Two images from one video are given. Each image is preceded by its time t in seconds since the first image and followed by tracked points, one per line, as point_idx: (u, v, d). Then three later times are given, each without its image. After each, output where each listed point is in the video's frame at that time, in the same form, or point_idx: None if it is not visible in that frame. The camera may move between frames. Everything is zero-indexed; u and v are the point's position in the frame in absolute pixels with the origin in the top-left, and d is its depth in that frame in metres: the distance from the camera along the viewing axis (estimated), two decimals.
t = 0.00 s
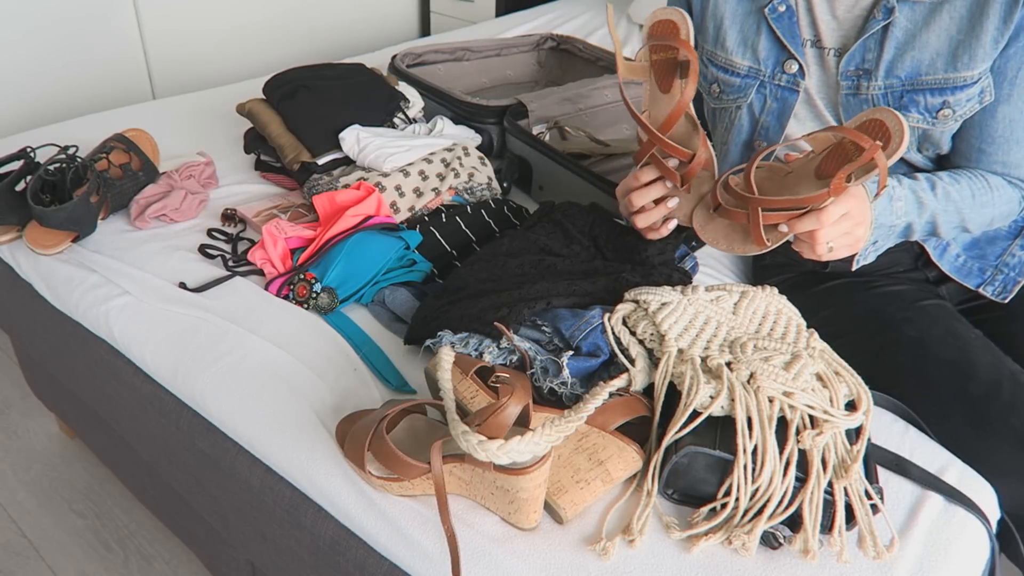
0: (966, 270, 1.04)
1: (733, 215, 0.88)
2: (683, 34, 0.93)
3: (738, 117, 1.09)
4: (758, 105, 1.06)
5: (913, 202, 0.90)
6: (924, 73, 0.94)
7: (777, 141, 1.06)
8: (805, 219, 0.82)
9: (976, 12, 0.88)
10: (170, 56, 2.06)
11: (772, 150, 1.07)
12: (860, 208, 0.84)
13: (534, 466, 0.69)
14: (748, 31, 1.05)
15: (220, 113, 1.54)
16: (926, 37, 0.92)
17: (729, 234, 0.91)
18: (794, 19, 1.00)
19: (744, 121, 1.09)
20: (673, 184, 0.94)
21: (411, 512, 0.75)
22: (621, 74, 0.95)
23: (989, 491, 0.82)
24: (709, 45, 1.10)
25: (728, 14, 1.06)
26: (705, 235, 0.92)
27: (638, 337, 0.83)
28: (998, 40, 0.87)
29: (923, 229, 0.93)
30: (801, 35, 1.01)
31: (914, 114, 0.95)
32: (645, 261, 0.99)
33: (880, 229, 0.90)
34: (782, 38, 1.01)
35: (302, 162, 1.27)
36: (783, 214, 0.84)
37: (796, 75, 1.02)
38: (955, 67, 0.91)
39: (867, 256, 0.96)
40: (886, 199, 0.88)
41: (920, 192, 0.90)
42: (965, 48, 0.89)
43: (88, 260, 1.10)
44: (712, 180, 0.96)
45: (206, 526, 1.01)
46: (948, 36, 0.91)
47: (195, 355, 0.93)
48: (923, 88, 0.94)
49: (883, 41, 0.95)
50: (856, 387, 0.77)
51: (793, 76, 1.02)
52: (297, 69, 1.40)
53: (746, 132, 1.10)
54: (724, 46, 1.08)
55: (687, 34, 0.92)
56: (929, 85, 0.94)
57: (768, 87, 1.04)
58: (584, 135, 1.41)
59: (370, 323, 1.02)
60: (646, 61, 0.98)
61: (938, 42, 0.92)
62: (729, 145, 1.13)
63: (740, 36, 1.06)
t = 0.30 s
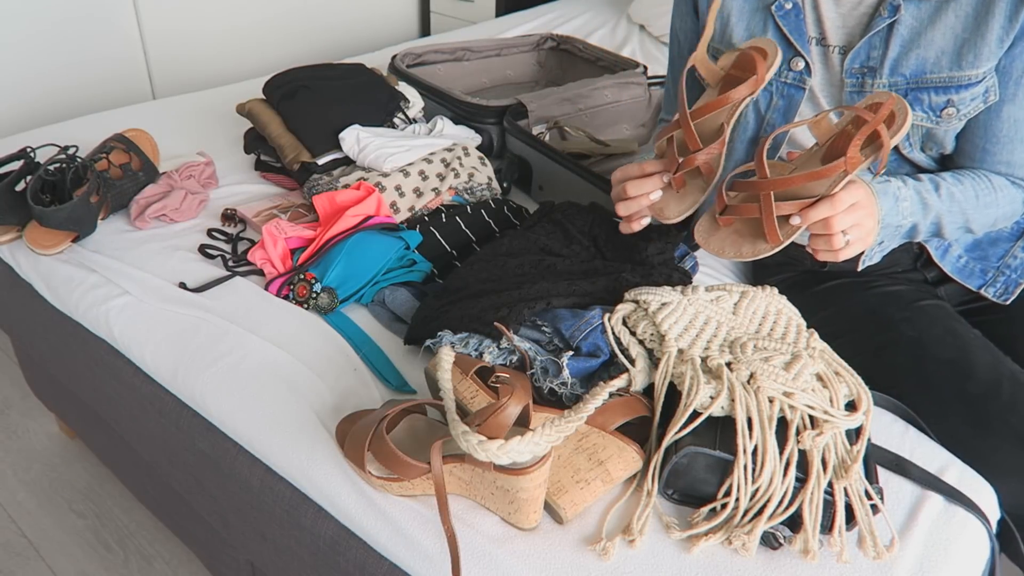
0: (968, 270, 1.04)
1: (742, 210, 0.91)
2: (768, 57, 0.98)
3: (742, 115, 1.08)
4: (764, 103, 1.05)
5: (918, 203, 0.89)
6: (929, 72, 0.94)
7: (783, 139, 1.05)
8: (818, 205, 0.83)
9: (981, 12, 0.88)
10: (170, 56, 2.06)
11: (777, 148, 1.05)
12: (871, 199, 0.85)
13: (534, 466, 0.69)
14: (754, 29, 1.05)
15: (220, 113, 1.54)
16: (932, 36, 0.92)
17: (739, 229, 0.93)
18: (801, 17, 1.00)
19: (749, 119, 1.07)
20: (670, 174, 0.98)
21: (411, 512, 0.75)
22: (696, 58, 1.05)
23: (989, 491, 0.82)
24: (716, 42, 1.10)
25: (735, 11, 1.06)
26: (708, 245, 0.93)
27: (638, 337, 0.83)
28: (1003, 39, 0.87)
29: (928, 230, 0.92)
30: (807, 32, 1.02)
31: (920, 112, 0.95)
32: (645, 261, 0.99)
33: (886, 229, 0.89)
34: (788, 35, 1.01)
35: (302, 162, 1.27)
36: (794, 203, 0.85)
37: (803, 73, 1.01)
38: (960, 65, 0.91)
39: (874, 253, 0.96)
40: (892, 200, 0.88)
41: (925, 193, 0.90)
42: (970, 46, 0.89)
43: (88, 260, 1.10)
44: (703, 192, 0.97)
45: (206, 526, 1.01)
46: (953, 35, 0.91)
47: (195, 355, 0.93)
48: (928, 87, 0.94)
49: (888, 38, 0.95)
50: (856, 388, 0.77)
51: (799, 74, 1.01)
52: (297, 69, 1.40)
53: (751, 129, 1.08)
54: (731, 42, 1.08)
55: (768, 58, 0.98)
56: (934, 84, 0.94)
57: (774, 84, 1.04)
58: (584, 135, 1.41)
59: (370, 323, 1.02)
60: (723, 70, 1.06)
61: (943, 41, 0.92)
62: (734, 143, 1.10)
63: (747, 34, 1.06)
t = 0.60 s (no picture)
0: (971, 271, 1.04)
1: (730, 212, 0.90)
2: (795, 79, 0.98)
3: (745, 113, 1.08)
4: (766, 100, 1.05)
5: (910, 211, 0.90)
6: (932, 72, 0.94)
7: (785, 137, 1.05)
8: (804, 222, 0.84)
9: (985, 13, 0.88)
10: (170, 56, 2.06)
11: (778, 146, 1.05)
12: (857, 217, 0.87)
13: (534, 466, 0.69)
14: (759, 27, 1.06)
15: (220, 113, 1.54)
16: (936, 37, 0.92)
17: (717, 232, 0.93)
18: (805, 14, 1.01)
19: (752, 117, 1.07)
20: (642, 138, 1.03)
21: (411, 512, 0.75)
22: (734, 41, 1.03)
23: (989, 491, 0.82)
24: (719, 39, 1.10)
25: (739, 7, 1.05)
26: (685, 237, 0.93)
27: (638, 337, 0.83)
28: (1006, 40, 0.87)
29: (920, 236, 0.93)
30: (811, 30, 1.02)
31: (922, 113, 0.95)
32: (645, 261, 0.99)
33: (870, 236, 0.90)
34: (792, 33, 1.02)
35: (302, 162, 1.27)
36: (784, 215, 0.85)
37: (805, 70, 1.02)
38: (963, 67, 0.91)
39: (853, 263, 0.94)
40: (881, 209, 0.89)
41: (919, 201, 0.90)
42: (973, 47, 0.89)
43: (88, 260, 1.10)
44: (658, 169, 1.00)
45: (206, 526, 1.01)
46: (956, 36, 0.91)
47: (195, 355, 0.93)
48: (931, 88, 0.94)
49: (892, 38, 0.95)
50: (857, 388, 0.77)
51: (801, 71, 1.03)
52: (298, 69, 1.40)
53: (753, 126, 1.08)
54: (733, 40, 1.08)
55: (794, 79, 0.98)
56: (937, 85, 0.93)
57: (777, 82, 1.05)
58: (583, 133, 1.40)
59: (370, 323, 1.02)
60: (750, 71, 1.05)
61: (947, 43, 0.92)
62: (737, 140, 1.11)
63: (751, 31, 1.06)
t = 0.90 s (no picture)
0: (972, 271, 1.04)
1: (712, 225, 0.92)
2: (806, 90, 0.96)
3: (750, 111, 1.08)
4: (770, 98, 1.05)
5: (902, 217, 0.91)
6: (936, 70, 0.94)
7: (789, 135, 1.04)
8: (781, 247, 0.86)
9: (989, 11, 0.88)
10: (170, 56, 2.06)
11: (784, 144, 1.05)
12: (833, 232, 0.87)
13: (534, 466, 0.69)
14: (764, 24, 1.05)
15: (220, 113, 1.54)
16: (939, 34, 0.92)
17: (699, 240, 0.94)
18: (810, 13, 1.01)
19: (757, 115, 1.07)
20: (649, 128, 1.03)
21: (411, 512, 0.75)
22: (755, 42, 1.01)
23: (990, 491, 0.82)
24: (724, 37, 1.10)
25: (744, 6, 1.06)
26: (665, 241, 0.93)
27: (638, 337, 0.83)
28: (1010, 38, 0.87)
29: (912, 239, 0.94)
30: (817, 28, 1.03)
31: (926, 111, 0.95)
32: (645, 260, 0.99)
33: (858, 242, 0.93)
34: (798, 33, 1.02)
35: (302, 162, 1.27)
36: (764, 236, 0.86)
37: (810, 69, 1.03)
38: (966, 64, 0.90)
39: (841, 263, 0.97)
40: (871, 220, 0.90)
41: (912, 207, 0.91)
42: (977, 45, 0.89)
43: (88, 260, 1.10)
44: (658, 160, 1.00)
45: (206, 526, 1.01)
46: (960, 33, 0.91)
47: (195, 355, 0.93)
48: (934, 85, 0.94)
49: (896, 36, 0.95)
50: (857, 387, 0.77)
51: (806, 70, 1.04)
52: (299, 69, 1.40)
53: (759, 124, 1.07)
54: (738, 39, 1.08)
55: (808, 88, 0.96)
56: (940, 83, 0.93)
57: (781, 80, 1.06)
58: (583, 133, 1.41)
59: (370, 323, 1.02)
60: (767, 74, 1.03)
61: (951, 40, 0.91)
62: (739, 139, 1.10)
63: (756, 29, 1.06)
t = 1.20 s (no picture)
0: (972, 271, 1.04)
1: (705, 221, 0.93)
2: (823, 128, 0.97)
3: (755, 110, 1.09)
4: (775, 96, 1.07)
5: (903, 209, 0.91)
6: (939, 70, 0.93)
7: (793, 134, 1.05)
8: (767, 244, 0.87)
9: (992, 12, 0.88)
10: (170, 56, 2.06)
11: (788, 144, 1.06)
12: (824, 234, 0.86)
13: (534, 466, 0.69)
14: (767, 24, 1.05)
15: (219, 113, 1.54)
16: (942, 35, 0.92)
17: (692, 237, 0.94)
18: (813, 13, 1.00)
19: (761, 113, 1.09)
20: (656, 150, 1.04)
21: (411, 513, 0.75)
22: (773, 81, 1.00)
23: (989, 491, 0.82)
24: (727, 37, 1.10)
25: (748, 6, 1.06)
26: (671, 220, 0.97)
27: (637, 337, 0.83)
28: (1014, 39, 0.87)
29: (912, 234, 0.93)
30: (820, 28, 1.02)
31: (928, 111, 0.95)
32: (646, 260, 0.99)
33: (858, 235, 0.91)
34: (800, 32, 1.02)
35: (302, 162, 1.27)
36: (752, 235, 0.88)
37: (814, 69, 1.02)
38: (969, 65, 0.90)
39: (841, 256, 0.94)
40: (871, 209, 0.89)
41: (913, 200, 0.91)
42: (980, 45, 0.89)
43: (88, 260, 1.10)
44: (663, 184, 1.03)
45: (206, 526, 1.01)
46: (964, 34, 0.90)
47: (195, 355, 0.93)
48: (937, 86, 0.94)
49: (899, 36, 0.95)
50: (857, 388, 0.76)
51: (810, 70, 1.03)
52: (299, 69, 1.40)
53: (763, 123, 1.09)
54: (742, 39, 1.07)
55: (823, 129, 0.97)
56: (943, 83, 0.93)
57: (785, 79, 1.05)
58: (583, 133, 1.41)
59: (370, 323, 1.02)
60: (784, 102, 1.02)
61: (954, 40, 0.91)
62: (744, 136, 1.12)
63: (759, 28, 1.06)
